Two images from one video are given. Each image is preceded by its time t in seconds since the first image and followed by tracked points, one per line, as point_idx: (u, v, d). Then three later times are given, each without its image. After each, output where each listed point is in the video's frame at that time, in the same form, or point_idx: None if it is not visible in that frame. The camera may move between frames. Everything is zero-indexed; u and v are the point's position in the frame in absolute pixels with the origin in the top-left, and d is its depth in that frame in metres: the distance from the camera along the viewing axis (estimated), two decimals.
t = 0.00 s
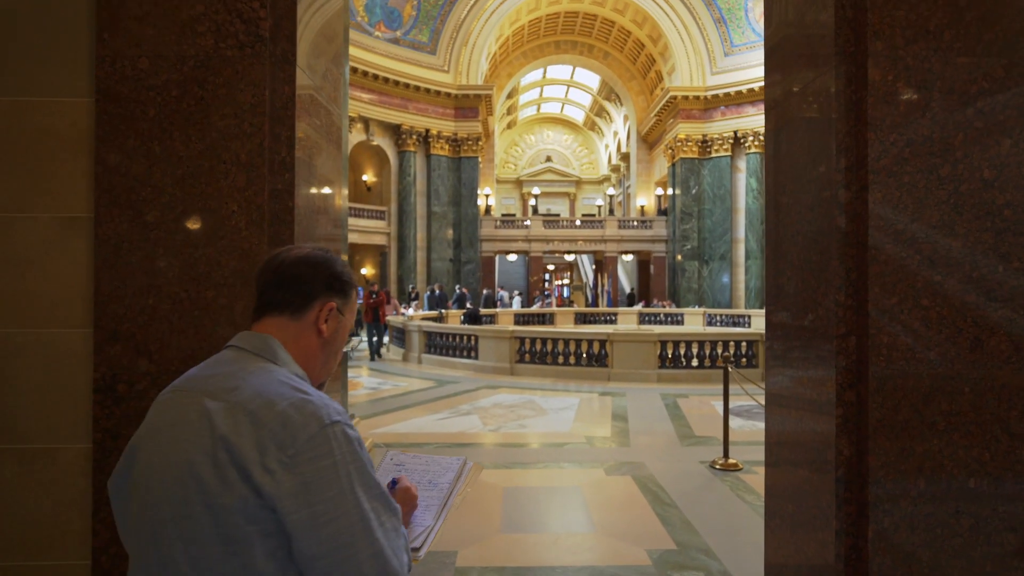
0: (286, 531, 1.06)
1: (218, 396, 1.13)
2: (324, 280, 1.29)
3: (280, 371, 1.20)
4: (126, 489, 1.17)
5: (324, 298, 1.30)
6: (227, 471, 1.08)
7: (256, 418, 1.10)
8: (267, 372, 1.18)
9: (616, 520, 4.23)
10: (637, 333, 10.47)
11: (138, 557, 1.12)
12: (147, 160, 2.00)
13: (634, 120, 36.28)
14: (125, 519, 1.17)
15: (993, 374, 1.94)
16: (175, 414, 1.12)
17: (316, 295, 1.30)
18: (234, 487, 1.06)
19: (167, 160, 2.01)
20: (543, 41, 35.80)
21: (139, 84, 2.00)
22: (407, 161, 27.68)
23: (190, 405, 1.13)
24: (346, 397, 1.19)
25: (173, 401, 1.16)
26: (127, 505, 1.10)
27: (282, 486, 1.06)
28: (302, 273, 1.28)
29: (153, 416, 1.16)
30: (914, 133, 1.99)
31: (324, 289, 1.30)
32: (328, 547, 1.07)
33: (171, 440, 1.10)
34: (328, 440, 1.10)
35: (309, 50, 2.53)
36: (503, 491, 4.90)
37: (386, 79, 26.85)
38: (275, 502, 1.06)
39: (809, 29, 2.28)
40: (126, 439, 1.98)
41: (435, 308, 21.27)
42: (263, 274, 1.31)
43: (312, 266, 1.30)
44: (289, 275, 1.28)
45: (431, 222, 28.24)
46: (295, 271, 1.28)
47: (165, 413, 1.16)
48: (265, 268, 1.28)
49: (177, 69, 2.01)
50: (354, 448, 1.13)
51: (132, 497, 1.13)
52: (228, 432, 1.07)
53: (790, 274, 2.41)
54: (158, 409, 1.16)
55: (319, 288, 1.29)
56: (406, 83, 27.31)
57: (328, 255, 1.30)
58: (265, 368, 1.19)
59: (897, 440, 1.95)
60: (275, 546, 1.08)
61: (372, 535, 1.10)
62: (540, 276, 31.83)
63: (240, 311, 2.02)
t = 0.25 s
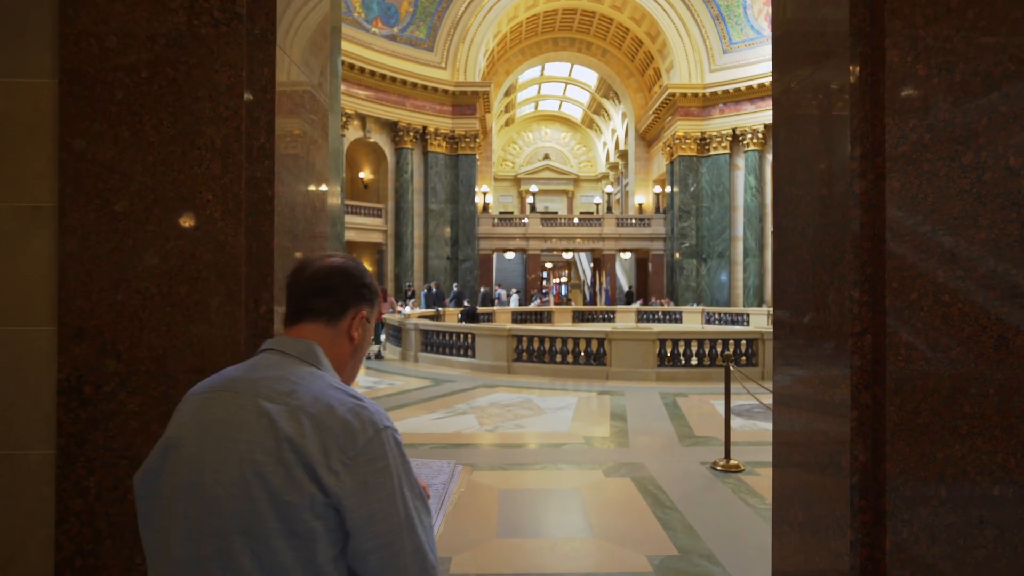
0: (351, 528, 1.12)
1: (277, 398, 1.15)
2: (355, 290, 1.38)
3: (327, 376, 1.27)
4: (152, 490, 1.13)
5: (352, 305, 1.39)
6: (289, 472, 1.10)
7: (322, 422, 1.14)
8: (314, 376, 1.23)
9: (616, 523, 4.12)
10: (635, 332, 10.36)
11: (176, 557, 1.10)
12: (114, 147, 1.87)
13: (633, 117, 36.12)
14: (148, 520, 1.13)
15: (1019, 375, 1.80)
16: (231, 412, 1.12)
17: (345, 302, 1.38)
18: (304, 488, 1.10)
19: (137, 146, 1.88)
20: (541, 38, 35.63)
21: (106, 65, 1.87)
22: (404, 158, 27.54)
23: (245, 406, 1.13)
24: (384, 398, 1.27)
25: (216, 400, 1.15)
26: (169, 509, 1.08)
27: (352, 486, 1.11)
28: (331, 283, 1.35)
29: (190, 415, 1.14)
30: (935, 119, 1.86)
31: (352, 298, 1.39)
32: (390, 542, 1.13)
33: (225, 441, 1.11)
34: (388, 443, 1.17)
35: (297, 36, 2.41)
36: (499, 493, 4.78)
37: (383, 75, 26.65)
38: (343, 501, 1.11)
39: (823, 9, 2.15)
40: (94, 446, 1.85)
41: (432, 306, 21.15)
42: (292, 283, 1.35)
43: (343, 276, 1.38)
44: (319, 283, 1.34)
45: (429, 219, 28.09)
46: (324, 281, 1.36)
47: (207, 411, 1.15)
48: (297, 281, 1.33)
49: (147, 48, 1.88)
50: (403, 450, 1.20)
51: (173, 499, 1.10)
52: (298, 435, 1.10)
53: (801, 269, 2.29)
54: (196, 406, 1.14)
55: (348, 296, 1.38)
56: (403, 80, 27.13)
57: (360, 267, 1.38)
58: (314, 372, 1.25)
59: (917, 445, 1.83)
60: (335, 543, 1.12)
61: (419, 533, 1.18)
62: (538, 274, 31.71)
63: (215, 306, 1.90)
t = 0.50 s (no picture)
0: (401, 493, 1.29)
1: (337, 377, 1.32)
2: (388, 281, 1.59)
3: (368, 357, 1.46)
4: (221, 451, 1.29)
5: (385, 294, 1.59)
6: (349, 442, 1.27)
7: (378, 401, 1.30)
8: (365, 358, 1.40)
9: (618, 528, 4.01)
10: (635, 331, 10.24)
11: (246, 509, 1.28)
12: (83, 131, 1.74)
13: (632, 115, 36.00)
14: (218, 478, 1.30)
15: None
16: (297, 389, 1.29)
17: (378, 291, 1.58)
18: (364, 456, 1.26)
19: (108, 130, 1.75)
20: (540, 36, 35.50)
21: (74, 42, 1.74)
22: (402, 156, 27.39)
23: (310, 383, 1.30)
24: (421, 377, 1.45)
25: (282, 377, 1.32)
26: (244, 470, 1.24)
27: (403, 458, 1.28)
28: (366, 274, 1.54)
29: (258, 388, 1.31)
30: (966, 102, 1.71)
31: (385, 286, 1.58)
32: (434, 508, 1.31)
33: (293, 412, 1.28)
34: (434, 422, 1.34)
35: (285, 22, 2.29)
36: (497, 497, 4.66)
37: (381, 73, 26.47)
38: (395, 468, 1.28)
39: None
40: (62, 451, 1.71)
41: (430, 305, 21.01)
42: (330, 273, 1.53)
43: (378, 268, 1.57)
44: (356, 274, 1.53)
45: (427, 218, 27.95)
46: (360, 272, 1.55)
47: (274, 385, 1.32)
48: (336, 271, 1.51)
49: (118, 25, 1.75)
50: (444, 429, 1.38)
51: (244, 460, 1.27)
52: (359, 412, 1.26)
53: (817, 265, 2.16)
54: (264, 381, 1.31)
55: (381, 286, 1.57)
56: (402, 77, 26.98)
57: (393, 261, 1.57)
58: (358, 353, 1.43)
59: (946, 453, 1.70)
60: (384, 507, 1.29)
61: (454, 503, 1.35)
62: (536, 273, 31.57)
63: (191, 304, 1.78)
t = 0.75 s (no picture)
0: (421, 452, 1.50)
1: (356, 351, 1.48)
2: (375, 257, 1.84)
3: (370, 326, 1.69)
4: (248, 424, 1.41)
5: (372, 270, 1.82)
6: (375, 409, 1.44)
7: (399, 371, 1.49)
8: (372, 331, 1.57)
9: (621, 533, 3.85)
10: (636, 329, 10.09)
11: (276, 478, 1.40)
12: (38, 106, 1.59)
13: (631, 113, 35.85)
14: (245, 451, 1.41)
15: None
16: (326, 363, 1.44)
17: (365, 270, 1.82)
18: (392, 424, 1.45)
19: (65, 105, 1.61)
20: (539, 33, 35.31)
21: (28, 9, 1.59)
22: (400, 154, 27.21)
23: (332, 359, 1.45)
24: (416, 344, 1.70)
25: (302, 354, 1.45)
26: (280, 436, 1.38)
27: (425, 420, 1.50)
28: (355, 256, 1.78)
29: (280, 365, 1.44)
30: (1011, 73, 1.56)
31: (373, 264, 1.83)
32: (448, 462, 1.55)
33: (321, 386, 1.42)
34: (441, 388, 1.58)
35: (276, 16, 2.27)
36: (495, 500, 4.51)
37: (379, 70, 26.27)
38: (415, 431, 1.49)
39: None
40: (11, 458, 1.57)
41: (429, 303, 20.86)
42: (324, 253, 1.75)
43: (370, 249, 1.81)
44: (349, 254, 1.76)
45: (425, 216, 27.78)
46: (350, 251, 1.78)
47: (295, 361, 1.45)
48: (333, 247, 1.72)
49: None
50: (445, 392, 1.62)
51: (276, 432, 1.40)
52: (385, 382, 1.44)
53: (839, 255, 2.01)
54: (285, 359, 1.44)
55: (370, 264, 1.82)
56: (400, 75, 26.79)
57: (380, 241, 1.81)
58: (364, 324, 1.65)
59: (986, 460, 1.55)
60: (411, 465, 1.49)
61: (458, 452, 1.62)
62: (535, 271, 31.42)
63: (158, 296, 1.68)
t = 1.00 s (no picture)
0: (415, 439, 1.54)
1: (345, 345, 1.53)
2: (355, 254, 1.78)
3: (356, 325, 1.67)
4: (243, 425, 1.49)
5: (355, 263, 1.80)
6: (365, 401, 1.50)
7: (388, 362, 1.54)
8: (359, 325, 1.62)
9: (625, 539, 3.69)
10: (637, 327, 9.93)
11: (274, 472, 1.47)
12: None
13: (630, 111, 35.71)
14: (242, 449, 1.48)
15: None
16: (312, 362, 1.50)
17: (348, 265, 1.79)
18: (382, 413, 1.50)
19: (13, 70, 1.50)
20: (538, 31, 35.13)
21: None
22: (399, 151, 27.02)
23: (322, 356, 1.50)
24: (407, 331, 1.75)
25: (293, 353, 1.51)
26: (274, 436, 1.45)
27: (417, 408, 1.54)
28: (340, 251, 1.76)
29: (271, 364, 1.50)
30: None
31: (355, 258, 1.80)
32: (446, 445, 1.59)
33: (312, 383, 1.48)
34: (433, 374, 1.62)
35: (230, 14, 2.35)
36: (493, 503, 4.33)
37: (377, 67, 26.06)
38: (408, 419, 1.54)
39: None
40: None
41: (427, 301, 20.71)
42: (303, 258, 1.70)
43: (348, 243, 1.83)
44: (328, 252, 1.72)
45: (424, 214, 27.62)
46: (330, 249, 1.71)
47: (287, 360, 1.51)
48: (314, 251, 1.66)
49: None
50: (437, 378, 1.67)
51: (270, 429, 1.47)
52: (375, 372, 1.49)
53: (864, 244, 1.84)
54: (276, 359, 1.50)
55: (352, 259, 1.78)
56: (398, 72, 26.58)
57: (357, 236, 1.76)
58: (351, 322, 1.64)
59: None
60: (407, 452, 1.54)
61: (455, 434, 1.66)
62: (534, 270, 31.27)
63: (116, 281, 1.57)
